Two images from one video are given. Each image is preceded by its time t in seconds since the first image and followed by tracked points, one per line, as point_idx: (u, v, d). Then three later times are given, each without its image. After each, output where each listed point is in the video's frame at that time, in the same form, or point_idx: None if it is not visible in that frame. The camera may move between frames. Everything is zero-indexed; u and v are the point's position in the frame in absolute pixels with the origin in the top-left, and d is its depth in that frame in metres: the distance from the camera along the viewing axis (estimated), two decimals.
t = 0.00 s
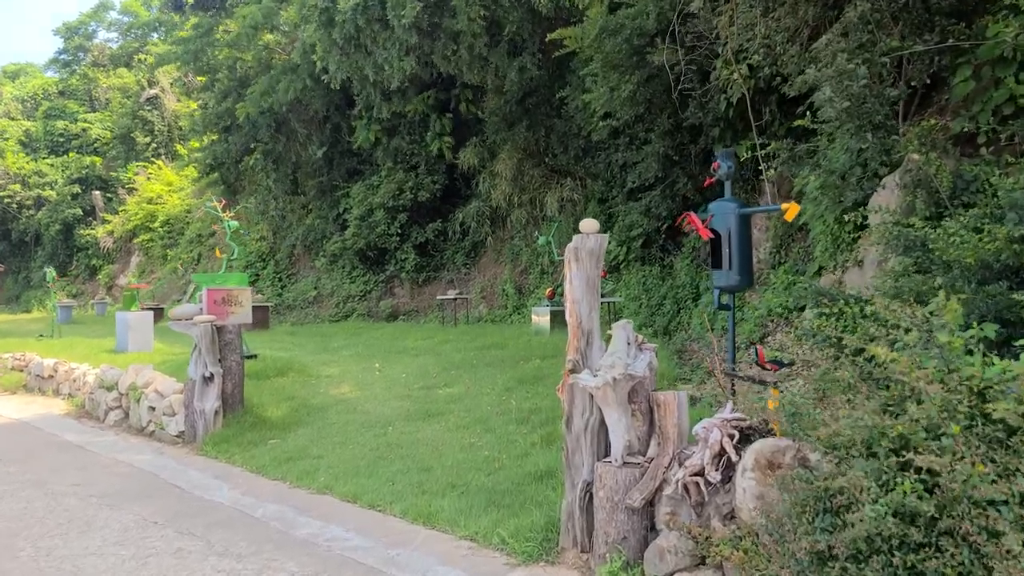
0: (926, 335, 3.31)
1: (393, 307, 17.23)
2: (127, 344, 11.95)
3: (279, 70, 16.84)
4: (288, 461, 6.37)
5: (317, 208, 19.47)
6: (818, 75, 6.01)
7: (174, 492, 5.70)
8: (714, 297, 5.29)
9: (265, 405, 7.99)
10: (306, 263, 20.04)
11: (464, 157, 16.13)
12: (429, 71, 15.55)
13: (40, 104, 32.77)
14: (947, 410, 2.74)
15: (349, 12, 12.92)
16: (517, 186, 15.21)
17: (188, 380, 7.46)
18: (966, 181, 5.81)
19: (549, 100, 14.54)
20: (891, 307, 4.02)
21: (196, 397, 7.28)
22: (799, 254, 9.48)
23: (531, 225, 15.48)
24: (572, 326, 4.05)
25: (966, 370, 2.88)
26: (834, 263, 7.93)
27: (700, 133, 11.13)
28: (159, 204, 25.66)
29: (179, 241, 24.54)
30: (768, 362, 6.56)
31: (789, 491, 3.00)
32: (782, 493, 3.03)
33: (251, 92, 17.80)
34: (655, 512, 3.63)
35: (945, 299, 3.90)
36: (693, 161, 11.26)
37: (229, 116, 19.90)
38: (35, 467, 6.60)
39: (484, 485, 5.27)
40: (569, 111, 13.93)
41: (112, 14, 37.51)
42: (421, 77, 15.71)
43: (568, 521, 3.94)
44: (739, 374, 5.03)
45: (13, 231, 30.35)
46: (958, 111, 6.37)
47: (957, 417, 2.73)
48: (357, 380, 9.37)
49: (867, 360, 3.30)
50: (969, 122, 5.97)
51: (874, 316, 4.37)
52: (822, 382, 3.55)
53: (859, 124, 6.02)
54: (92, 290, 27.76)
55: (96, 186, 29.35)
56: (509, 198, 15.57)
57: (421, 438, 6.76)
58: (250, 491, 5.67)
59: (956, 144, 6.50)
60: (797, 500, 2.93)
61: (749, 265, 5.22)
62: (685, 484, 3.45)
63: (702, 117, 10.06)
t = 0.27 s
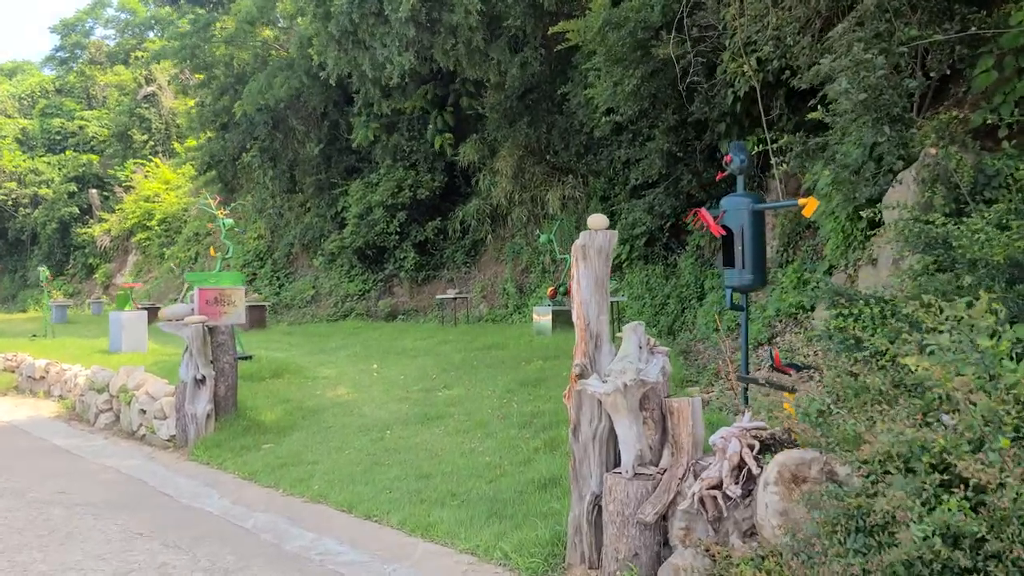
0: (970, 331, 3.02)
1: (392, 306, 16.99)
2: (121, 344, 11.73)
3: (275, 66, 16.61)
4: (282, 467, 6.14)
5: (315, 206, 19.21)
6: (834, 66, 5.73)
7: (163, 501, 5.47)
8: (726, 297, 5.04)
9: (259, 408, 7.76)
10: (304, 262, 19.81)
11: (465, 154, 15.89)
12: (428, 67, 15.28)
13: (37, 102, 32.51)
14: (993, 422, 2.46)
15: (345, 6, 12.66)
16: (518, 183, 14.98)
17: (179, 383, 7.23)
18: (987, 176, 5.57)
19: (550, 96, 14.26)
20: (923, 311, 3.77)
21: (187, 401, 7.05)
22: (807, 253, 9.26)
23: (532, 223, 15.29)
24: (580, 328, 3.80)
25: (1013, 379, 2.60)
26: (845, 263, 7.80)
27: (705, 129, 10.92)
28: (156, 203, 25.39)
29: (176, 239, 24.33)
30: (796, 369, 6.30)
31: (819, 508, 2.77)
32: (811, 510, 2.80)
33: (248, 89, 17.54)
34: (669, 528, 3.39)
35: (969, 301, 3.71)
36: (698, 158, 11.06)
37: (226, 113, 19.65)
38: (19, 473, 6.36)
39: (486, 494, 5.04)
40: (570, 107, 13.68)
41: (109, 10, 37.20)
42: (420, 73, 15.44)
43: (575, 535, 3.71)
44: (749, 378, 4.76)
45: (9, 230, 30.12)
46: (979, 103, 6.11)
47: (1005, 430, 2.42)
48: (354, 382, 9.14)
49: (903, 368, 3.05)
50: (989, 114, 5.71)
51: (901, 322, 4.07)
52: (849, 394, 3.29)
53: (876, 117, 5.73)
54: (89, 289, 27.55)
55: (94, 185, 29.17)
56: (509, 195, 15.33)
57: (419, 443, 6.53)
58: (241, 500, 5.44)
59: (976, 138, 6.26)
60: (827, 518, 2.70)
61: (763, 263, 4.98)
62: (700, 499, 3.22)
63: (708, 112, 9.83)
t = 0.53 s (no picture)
0: (1003, 324, 2.77)
1: (390, 305, 16.76)
2: (113, 344, 11.51)
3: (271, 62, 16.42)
4: (273, 472, 5.91)
5: (312, 203, 18.96)
6: (847, 53, 5.50)
7: (147, 508, 5.23)
8: (736, 294, 4.76)
9: (251, 410, 7.52)
10: (301, 261, 19.60)
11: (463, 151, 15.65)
12: (426, 61, 15.04)
13: (33, 100, 32.26)
14: None
15: None
16: (518, 180, 14.74)
17: (168, 384, 6.99)
18: (1007, 168, 5.32)
19: (551, 92, 14.00)
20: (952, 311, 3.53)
21: (176, 403, 6.82)
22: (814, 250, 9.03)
23: (532, 221, 15.06)
24: (583, 327, 3.55)
25: None
26: (855, 259, 7.59)
27: (709, 123, 10.70)
28: (153, 201, 25.14)
29: (173, 238, 24.16)
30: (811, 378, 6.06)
31: (846, 524, 2.53)
32: (838, 529, 2.56)
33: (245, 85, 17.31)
34: (679, 543, 3.14)
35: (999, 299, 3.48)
36: (702, 153, 10.83)
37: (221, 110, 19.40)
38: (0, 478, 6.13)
39: (484, 503, 4.80)
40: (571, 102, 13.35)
41: (106, 7, 36.93)
42: (418, 68, 15.20)
43: (579, 549, 3.47)
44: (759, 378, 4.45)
45: (5, 228, 29.92)
46: (998, 93, 5.87)
47: None
48: (350, 383, 8.90)
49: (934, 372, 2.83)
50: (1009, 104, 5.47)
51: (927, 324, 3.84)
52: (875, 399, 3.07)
53: (891, 107, 5.49)
54: (86, 288, 27.36)
55: (90, 183, 28.98)
56: (509, 192, 15.10)
57: (416, 447, 6.30)
58: (228, 508, 5.20)
59: (994, 130, 6.03)
60: (854, 536, 2.45)
61: (775, 259, 4.74)
62: (714, 511, 2.98)
63: (713, 106, 9.59)
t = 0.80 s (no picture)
0: None
1: (388, 306, 16.53)
2: (104, 346, 11.30)
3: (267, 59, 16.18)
4: (262, 481, 5.67)
5: (309, 202, 18.67)
6: (862, 44, 5.24)
7: (128, 522, 4.99)
8: (747, 296, 4.55)
9: (242, 416, 7.28)
10: (298, 261, 19.37)
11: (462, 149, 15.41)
12: (423, 58, 14.79)
13: (29, 99, 32.01)
14: None
15: None
16: (518, 179, 14.49)
17: (155, 389, 6.74)
18: None
19: (551, 89, 13.74)
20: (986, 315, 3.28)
21: (163, 409, 6.58)
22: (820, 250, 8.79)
23: (532, 220, 14.82)
24: (587, 333, 3.31)
25: None
26: (866, 260, 7.34)
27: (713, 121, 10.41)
28: (149, 200, 24.91)
29: (169, 238, 23.95)
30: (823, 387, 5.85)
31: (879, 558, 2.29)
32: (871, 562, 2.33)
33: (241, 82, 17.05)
34: (691, 567, 2.93)
35: None
36: (706, 150, 10.56)
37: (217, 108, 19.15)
38: None
39: (483, 516, 4.56)
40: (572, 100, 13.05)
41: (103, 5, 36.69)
42: (416, 65, 14.95)
43: (582, 571, 3.24)
44: (772, 386, 4.18)
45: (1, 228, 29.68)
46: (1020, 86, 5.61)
47: None
48: (345, 387, 8.65)
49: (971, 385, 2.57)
50: None
51: (959, 332, 3.59)
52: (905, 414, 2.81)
53: (909, 100, 5.24)
54: (82, 288, 27.16)
55: (86, 182, 28.75)
56: (509, 191, 14.86)
57: (412, 455, 6.05)
58: (213, 521, 4.96)
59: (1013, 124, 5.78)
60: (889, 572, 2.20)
61: (789, 261, 4.49)
62: (729, 535, 2.74)
63: (717, 102, 9.32)
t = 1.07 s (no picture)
0: None
1: (388, 306, 16.30)
2: (97, 347, 11.09)
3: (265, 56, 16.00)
4: (255, 490, 5.44)
5: (307, 201, 18.43)
6: (881, 33, 5.01)
7: (113, 533, 4.76)
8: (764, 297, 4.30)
9: (236, 420, 7.05)
10: (297, 260, 19.15)
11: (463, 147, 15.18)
12: (423, 54, 14.56)
13: (27, 97, 31.78)
14: None
15: None
16: (520, 177, 14.26)
17: (145, 393, 6.51)
18: None
19: (554, 85, 13.46)
20: None
21: (152, 414, 6.35)
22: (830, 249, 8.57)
23: (534, 219, 14.57)
24: (598, 337, 3.05)
25: None
26: (881, 260, 7.09)
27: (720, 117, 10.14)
28: (147, 199, 24.69)
29: (167, 237, 23.74)
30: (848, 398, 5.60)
31: None
32: None
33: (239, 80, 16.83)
34: None
35: None
36: (712, 148, 10.30)
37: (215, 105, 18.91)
38: None
39: (485, 530, 4.32)
40: (575, 96, 12.80)
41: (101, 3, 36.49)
42: (417, 61, 14.71)
43: None
44: (791, 392, 3.94)
45: None
46: None
47: None
48: (343, 390, 8.41)
49: None
50: None
51: (995, 337, 3.36)
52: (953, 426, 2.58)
53: (933, 92, 4.95)
54: (80, 288, 26.96)
55: (84, 181, 28.54)
56: (510, 190, 14.63)
57: (411, 462, 5.82)
58: (201, 534, 4.71)
59: None
60: None
61: (808, 260, 4.26)
62: (755, 559, 2.50)
63: (725, 98, 9.10)
